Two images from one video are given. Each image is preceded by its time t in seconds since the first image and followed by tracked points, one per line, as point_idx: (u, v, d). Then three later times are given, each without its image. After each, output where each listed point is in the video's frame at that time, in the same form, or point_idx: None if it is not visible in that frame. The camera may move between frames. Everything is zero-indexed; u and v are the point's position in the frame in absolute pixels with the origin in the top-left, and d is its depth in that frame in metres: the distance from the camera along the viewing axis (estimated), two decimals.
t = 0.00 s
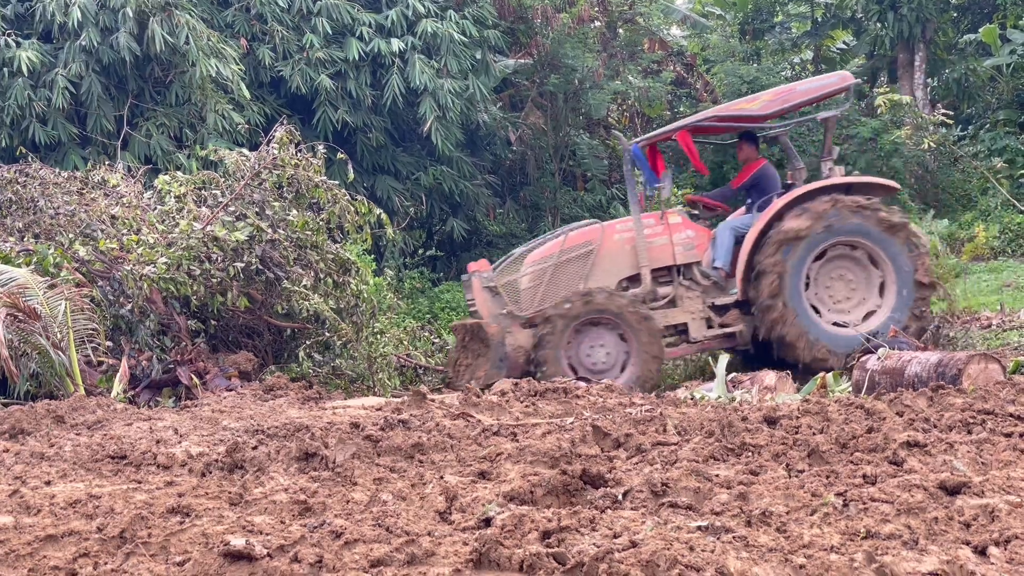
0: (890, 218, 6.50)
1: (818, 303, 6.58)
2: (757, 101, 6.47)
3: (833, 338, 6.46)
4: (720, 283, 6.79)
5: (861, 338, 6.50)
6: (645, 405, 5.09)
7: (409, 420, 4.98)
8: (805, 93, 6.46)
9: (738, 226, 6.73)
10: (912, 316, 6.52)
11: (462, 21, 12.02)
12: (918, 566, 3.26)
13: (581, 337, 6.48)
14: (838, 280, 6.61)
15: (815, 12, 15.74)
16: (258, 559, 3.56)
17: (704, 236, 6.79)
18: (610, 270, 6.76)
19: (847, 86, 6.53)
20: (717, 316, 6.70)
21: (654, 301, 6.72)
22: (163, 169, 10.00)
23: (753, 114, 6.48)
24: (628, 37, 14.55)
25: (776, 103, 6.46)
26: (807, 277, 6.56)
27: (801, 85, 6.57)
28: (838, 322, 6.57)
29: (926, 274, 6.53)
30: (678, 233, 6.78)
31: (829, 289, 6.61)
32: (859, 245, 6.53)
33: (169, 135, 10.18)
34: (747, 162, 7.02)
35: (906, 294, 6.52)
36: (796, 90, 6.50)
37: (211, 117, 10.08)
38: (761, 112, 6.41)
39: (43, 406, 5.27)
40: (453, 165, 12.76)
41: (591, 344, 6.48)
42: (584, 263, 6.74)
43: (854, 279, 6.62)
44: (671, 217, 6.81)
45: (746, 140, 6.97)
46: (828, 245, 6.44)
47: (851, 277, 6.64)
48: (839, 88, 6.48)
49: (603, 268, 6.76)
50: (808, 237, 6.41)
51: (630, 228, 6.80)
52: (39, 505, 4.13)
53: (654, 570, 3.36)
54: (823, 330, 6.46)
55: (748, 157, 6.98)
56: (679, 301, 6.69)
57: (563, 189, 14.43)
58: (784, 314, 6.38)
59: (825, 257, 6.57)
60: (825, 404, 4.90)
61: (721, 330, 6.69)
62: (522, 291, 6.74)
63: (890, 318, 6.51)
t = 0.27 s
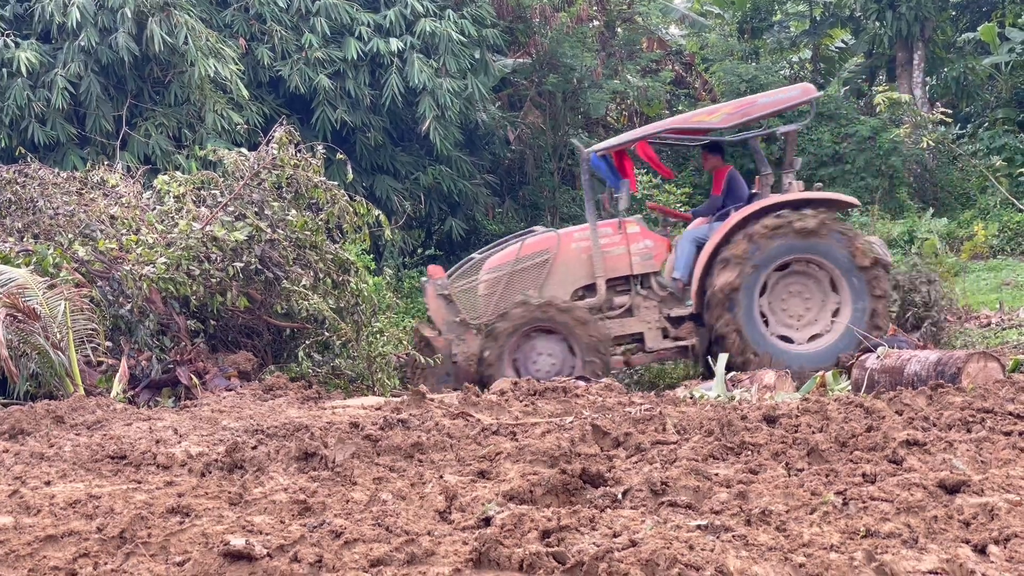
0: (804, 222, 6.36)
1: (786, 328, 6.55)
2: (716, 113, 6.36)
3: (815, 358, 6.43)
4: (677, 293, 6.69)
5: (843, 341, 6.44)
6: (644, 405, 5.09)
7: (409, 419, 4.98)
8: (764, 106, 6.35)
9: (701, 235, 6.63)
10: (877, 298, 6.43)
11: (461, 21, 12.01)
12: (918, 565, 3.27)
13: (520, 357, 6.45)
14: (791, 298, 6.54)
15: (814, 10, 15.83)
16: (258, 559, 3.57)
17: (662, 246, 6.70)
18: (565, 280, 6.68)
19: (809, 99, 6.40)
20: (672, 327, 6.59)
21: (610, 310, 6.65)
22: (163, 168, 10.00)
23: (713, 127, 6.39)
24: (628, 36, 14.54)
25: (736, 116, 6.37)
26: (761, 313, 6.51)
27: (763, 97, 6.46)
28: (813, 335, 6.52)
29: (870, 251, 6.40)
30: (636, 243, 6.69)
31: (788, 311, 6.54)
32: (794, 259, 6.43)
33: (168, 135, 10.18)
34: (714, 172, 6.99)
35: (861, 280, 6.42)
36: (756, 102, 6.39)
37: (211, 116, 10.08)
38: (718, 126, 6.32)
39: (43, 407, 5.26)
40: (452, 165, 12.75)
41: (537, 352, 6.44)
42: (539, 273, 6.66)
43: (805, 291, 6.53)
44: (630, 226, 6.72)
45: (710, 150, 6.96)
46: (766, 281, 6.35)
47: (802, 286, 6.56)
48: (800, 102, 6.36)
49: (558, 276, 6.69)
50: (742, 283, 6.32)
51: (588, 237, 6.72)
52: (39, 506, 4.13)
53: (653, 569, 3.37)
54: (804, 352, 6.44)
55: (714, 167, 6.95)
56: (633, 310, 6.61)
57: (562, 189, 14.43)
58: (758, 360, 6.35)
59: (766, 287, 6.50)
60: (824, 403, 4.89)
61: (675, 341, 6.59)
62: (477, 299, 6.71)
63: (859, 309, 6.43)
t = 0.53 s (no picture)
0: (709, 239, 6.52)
1: (756, 335, 6.70)
2: (669, 118, 6.58)
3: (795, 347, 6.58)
4: (633, 297, 6.96)
5: (809, 320, 6.60)
6: (644, 404, 5.08)
7: (408, 419, 4.97)
8: (716, 111, 6.56)
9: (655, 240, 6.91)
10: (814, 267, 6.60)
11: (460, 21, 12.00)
12: (917, 564, 3.27)
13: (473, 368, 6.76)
14: (742, 306, 6.71)
15: (812, 10, 15.89)
16: (256, 559, 3.57)
17: (617, 251, 6.93)
18: (519, 286, 6.94)
19: (762, 104, 6.60)
20: (625, 332, 6.85)
21: (565, 315, 6.93)
22: (162, 169, 9.99)
23: (665, 131, 6.59)
24: (626, 36, 14.64)
25: (687, 120, 6.56)
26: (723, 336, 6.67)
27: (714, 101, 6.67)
28: (781, 327, 6.67)
29: (784, 229, 6.56)
30: (591, 248, 6.93)
31: (747, 319, 6.71)
32: (724, 273, 6.61)
33: (167, 135, 10.18)
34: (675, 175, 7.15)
35: (793, 257, 6.58)
36: (709, 107, 6.60)
37: (210, 116, 10.08)
38: (671, 130, 6.52)
39: (42, 408, 5.26)
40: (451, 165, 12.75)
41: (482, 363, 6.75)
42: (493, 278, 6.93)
43: (747, 295, 6.70)
44: (584, 230, 6.94)
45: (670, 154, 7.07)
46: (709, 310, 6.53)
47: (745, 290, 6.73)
48: (752, 107, 6.57)
49: (511, 282, 6.96)
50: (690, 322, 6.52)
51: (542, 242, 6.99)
52: (38, 507, 4.13)
53: (651, 569, 3.37)
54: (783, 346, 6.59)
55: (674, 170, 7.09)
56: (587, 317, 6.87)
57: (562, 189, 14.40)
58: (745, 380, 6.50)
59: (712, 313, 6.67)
60: (824, 403, 4.89)
61: (629, 346, 6.84)
62: (432, 304, 6.98)
63: (806, 284, 6.60)
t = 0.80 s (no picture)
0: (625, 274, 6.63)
1: (721, 324, 6.80)
2: (613, 122, 6.79)
3: (757, 317, 6.70)
4: (586, 301, 7.11)
5: (754, 286, 6.70)
6: (643, 404, 5.08)
7: (407, 420, 4.96)
8: (660, 114, 6.75)
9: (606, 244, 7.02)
10: (728, 242, 6.67)
11: (458, 21, 12.00)
12: (917, 563, 3.27)
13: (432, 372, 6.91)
14: (692, 307, 6.82)
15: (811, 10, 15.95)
16: (256, 560, 3.56)
17: (567, 256, 7.07)
18: (469, 293, 7.06)
19: (705, 107, 6.77)
20: (576, 336, 6.97)
21: (517, 321, 7.06)
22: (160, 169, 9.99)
23: (613, 136, 6.80)
24: (625, 36, 14.73)
25: (633, 123, 6.76)
26: (693, 343, 6.81)
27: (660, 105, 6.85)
28: (737, 306, 6.77)
29: (685, 225, 6.65)
30: (541, 254, 7.08)
31: (703, 314, 6.82)
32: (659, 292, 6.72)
33: (166, 136, 10.17)
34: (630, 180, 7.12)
35: (710, 243, 6.66)
36: (654, 111, 6.80)
37: (209, 117, 10.08)
38: (615, 133, 6.74)
39: (41, 409, 5.24)
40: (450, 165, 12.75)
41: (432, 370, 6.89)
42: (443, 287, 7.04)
43: (686, 297, 6.81)
44: (534, 237, 7.10)
45: (626, 158, 7.10)
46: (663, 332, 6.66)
47: (688, 291, 6.83)
48: (694, 109, 6.75)
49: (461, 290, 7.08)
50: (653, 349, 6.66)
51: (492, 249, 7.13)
52: (37, 508, 4.13)
53: (651, 569, 3.37)
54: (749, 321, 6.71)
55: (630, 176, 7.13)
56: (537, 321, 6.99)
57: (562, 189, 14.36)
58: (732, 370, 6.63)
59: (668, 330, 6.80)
60: (823, 402, 4.89)
61: (579, 349, 6.94)
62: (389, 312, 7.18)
63: (733, 257, 6.69)
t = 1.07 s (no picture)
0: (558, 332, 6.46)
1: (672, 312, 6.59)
2: (557, 131, 6.61)
3: (697, 290, 6.48)
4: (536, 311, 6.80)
5: (673, 264, 6.47)
6: (642, 405, 5.08)
7: (406, 421, 4.96)
8: (603, 123, 6.56)
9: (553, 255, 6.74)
10: (622, 247, 6.44)
11: (457, 22, 12.00)
12: (917, 564, 3.27)
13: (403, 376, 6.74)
14: (638, 315, 6.62)
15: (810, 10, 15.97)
16: (256, 561, 3.57)
17: (517, 264, 6.84)
18: (418, 301, 6.80)
19: (650, 115, 6.62)
20: (525, 344, 6.70)
21: (467, 330, 6.81)
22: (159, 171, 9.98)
23: (555, 145, 6.60)
24: (624, 36, 14.80)
25: (576, 132, 6.57)
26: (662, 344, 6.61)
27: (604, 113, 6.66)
28: (674, 291, 6.55)
29: (584, 255, 6.43)
30: (491, 262, 6.83)
31: (655, 312, 6.61)
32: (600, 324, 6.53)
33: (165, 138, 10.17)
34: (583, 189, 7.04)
35: (613, 259, 6.46)
36: (598, 120, 6.61)
37: (208, 119, 10.07)
38: (558, 142, 6.55)
39: (40, 411, 5.23)
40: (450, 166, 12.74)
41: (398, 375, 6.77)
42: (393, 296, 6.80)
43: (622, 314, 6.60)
44: (483, 246, 6.86)
45: (583, 166, 7.05)
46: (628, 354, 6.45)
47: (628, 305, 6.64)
48: (639, 117, 6.56)
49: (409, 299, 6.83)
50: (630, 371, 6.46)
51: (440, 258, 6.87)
52: (37, 510, 4.13)
53: (651, 570, 3.37)
54: (692, 296, 6.49)
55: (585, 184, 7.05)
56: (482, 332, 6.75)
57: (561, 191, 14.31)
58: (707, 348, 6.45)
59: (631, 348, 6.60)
60: (822, 403, 4.88)
61: (528, 358, 6.69)
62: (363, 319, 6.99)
63: (638, 254, 6.46)
